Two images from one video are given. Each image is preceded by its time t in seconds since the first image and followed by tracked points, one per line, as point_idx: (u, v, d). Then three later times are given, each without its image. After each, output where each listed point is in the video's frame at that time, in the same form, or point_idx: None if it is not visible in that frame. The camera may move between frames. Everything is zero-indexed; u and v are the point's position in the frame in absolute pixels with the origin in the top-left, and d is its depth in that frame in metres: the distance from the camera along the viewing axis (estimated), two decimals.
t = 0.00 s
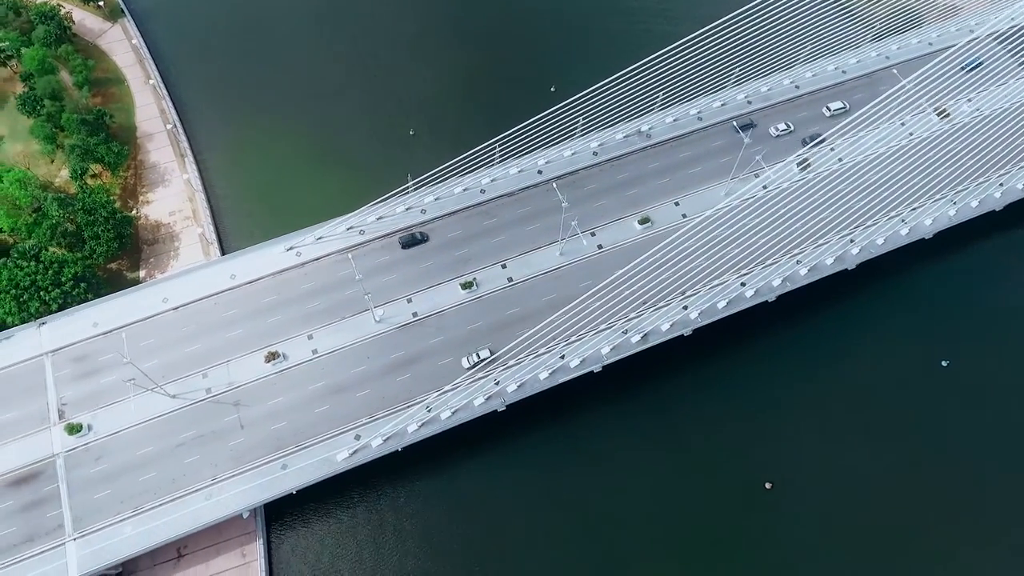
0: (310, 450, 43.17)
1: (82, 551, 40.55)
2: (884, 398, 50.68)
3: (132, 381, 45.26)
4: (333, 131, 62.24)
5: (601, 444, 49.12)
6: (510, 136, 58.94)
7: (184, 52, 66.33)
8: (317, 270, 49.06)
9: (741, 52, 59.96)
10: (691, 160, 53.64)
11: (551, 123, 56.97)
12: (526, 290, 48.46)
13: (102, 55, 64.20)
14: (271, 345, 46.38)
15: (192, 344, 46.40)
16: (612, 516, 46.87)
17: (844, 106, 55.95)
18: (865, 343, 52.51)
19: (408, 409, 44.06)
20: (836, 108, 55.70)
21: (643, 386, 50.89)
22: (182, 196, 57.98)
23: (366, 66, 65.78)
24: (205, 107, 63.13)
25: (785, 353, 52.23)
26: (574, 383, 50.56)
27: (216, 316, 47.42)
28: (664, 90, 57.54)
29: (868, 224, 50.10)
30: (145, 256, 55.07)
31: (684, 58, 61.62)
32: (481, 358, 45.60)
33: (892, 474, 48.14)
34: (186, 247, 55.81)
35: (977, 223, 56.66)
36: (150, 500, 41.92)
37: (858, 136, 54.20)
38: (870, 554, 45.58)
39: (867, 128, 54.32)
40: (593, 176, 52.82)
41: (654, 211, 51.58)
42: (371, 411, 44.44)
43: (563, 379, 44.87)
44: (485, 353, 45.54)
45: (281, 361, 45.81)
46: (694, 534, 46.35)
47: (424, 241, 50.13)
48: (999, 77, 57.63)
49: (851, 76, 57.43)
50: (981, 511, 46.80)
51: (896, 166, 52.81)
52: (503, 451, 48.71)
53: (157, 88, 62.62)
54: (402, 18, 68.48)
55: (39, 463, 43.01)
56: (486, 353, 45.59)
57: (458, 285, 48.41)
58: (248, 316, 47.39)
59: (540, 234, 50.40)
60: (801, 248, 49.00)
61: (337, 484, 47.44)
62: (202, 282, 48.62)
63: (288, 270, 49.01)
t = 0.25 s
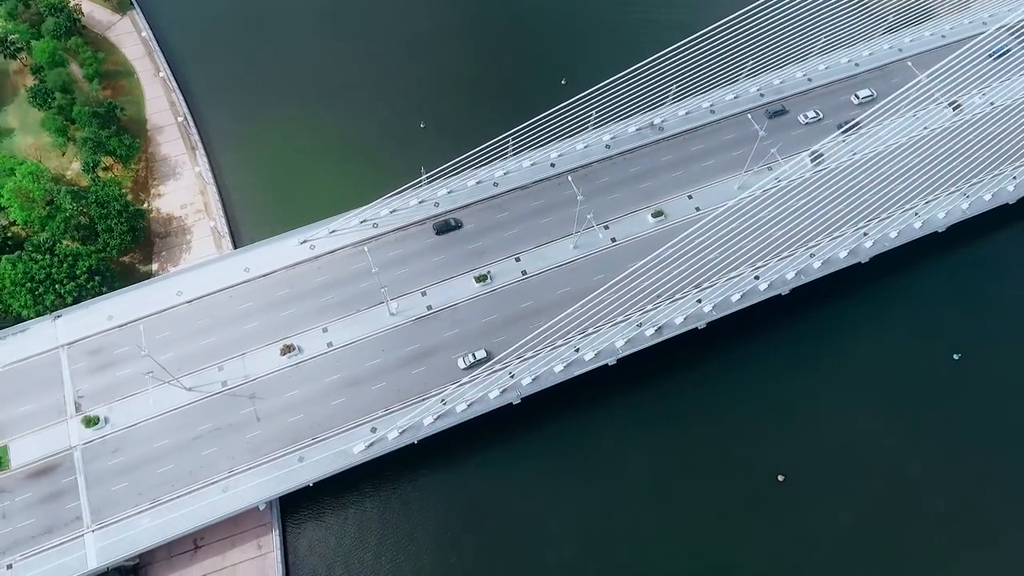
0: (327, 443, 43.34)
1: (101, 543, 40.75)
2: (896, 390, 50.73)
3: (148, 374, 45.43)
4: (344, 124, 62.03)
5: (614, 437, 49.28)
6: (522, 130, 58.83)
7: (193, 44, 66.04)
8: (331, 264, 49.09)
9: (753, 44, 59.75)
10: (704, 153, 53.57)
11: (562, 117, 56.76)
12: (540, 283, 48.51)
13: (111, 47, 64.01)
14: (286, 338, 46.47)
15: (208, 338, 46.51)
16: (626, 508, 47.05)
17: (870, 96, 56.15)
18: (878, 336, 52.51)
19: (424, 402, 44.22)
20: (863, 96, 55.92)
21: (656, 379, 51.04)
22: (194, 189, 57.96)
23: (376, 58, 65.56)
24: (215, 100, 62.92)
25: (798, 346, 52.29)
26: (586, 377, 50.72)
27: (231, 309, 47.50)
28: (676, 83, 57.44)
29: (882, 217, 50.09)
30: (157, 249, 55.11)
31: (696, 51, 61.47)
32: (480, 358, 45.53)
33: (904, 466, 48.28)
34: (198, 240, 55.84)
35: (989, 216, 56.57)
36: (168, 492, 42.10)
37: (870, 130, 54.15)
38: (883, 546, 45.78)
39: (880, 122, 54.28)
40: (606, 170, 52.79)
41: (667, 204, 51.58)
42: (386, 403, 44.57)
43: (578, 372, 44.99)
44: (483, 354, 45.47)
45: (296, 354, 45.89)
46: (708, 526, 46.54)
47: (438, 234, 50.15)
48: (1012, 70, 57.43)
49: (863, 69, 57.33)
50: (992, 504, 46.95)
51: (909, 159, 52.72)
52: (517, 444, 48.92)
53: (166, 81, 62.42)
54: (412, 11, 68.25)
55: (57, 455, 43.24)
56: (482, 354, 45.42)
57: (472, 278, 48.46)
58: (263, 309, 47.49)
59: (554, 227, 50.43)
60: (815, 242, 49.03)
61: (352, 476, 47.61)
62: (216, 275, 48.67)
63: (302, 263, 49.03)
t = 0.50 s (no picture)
0: (342, 436, 43.49)
1: (118, 536, 41.00)
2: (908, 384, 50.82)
3: (163, 367, 45.55)
4: (353, 117, 61.83)
5: (626, 430, 49.44)
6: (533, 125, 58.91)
7: (202, 37, 65.79)
8: (343, 258, 49.12)
9: (764, 37, 59.60)
10: (716, 147, 53.51)
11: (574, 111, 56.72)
12: (553, 277, 48.56)
13: (120, 40, 63.80)
14: (300, 332, 46.56)
15: (221, 331, 46.60)
16: (638, 501, 47.26)
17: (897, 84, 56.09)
18: (889, 330, 52.58)
19: (438, 395, 44.35)
20: (889, 85, 55.93)
21: (668, 373, 51.18)
22: (204, 183, 57.90)
23: (385, 51, 65.36)
24: (224, 93, 62.76)
25: (809, 340, 52.38)
26: (598, 371, 50.87)
27: (244, 303, 47.57)
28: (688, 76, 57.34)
29: (894, 211, 50.08)
30: (168, 243, 55.10)
31: (707, 45, 61.36)
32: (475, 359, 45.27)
33: (915, 459, 48.46)
34: (210, 234, 55.73)
35: (1001, 209, 56.47)
36: (184, 485, 42.28)
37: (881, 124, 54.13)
38: (894, 539, 45.99)
39: (892, 115, 54.21)
40: (618, 163, 52.75)
41: (680, 197, 51.57)
42: (401, 397, 44.69)
43: (592, 366, 45.11)
44: (478, 356, 45.15)
45: (310, 348, 45.98)
46: (720, 519, 46.76)
47: (450, 228, 50.17)
48: None
49: (875, 62, 57.22)
50: (1004, 496, 47.15)
51: (921, 152, 52.64)
52: (529, 437, 49.11)
53: (175, 74, 62.20)
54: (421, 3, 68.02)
55: (73, 448, 43.42)
56: (478, 356, 45.15)
57: (485, 272, 48.51)
58: (276, 303, 47.55)
59: (566, 221, 50.44)
60: (827, 236, 49.02)
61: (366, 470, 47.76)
62: (229, 269, 48.72)
63: (315, 257, 49.08)
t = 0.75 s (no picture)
0: (357, 429, 43.65)
1: (137, 527, 41.23)
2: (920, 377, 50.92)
3: (179, 360, 45.65)
4: (365, 110, 61.72)
5: (639, 423, 49.61)
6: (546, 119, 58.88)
7: (211, 29, 65.52)
8: (357, 251, 49.10)
9: (776, 30, 59.41)
10: (729, 140, 53.43)
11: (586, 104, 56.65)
12: (567, 271, 48.59)
13: (129, 33, 63.55)
14: (314, 326, 46.63)
15: (236, 325, 46.66)
16: (652, 493, 47.51)
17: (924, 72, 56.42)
18: (901, 323, 52.66)
19: (453, 389, 44.47)
20: (917, 73, 56.23)
21: (681, 366, 51.33)
22: (215, 176, 57.86)
23: (395, 43, 65.14)
24: (235, 86, 62.59)
25: (821, 333, 52.46)
26: (611, 364, 50.99)
27: (258, 297, 47.61)
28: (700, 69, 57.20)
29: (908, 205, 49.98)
30: (181, 236, 55.12)
31: (719, 38, 61.23)
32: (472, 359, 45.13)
33: (927, 452, 48.61)
34: (222, 227, 55.79)
35: (1015, 203, 56.38)
36: (201, 477, 42.47)
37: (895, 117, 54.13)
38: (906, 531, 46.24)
39: (905, 109, 54.12)
40: (631, 156, 52.67)
41: (693, 191, 51.55)
42: (416, 390, 44.79)
43: (606, 359, 45.20)
44: (474, 357, 44.94)
45: (325, 341, 46.07)
46: (732, 511, 47.05)
47: (464, 222, 50.16)
48: None
49: (887, 55, 57.13)
50: (1015, 489, 47.33)
51: (935, 146, 52.54)
52: (543, 430, 49.29)
53: (185, 67, 61.99)
54: None
55: (90, 441, 43.57)
56: (474, 356, 44.97)
57: (499, 265, 48.54)
58: (290, 296, 47.59)
59: (580, 215, 50.45)
60: (841, 230, 48.99)
61: (381, 463, 47.91)
62: (242, 262, 48.74)
63: (329, 250, 49.07)
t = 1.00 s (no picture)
0: (372, 423, 43.77)
1: (153, 520, 41.40)
2: (931, 371, 50.94)
3: (193, 354, 45.75)
4: (376, 104, 61.63)
5: (651, 417, 49.74)
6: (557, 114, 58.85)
7: (220, 22, 65.36)
8: (369, 245, 49.11)
9: (787, 24, 59.28)
10: (741, 135, 53.36)
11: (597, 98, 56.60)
12: (579, 265, 48.61)
13: (137, 26, 63.34)
14: (328, 320, 46.69)
15: (250, 319, 46.72)
16: (663, 487, 47.68)
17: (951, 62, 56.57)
18: (912, 317, 52.64)
19: (467, 383, 44.57)
20: (943, 62, 56.40)
21: (693, 360, 51.41)
22: (226, 170, 57.80)
23: (405, 37, 64.98)
24: (245, 80, 62.51)
25: (833, 327, 52.45)
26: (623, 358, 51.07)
27: (271, 291, 47.64)
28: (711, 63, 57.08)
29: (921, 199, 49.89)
30: (192, 230, 55.09)
31: (730, 32, 61.11)
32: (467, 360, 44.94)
33: (938, 445, 48.67)
34: (233, 221, 55.78)
35: None
36: (217, 471, 42.61)
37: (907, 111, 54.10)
38: (917, 524, 46.36)
39: (917, 103, 54.05)
40: (643, 150, 52.62)
41: (705, 185, 51.51)
42: (430, 384, 44.89)
43: (619, 354, 45.28)
44: (470, 357, 44.76)
45: (339, 335, 46.14)
46: (744, 505, 47.21)
47: (477, 216, 50.16)
48: None
49: (899, 49, 57.00)
50: None
51: (947, 140, 52.43)
52: (555, 423, 49.43)
53: (195, 60, 61.83)
54: None
55: (105, 434, 43.71)
56: (470, 357, 44.78)
57: (511, 259, 48.55)
58: (303, 291, 47.63)
59: (592, 209, 50.44)
60: (853, 224, 48.92)
61: (395, 456, 48.02)
62: (255, 256, 48.75)
63: (341, 245, 49.09)
